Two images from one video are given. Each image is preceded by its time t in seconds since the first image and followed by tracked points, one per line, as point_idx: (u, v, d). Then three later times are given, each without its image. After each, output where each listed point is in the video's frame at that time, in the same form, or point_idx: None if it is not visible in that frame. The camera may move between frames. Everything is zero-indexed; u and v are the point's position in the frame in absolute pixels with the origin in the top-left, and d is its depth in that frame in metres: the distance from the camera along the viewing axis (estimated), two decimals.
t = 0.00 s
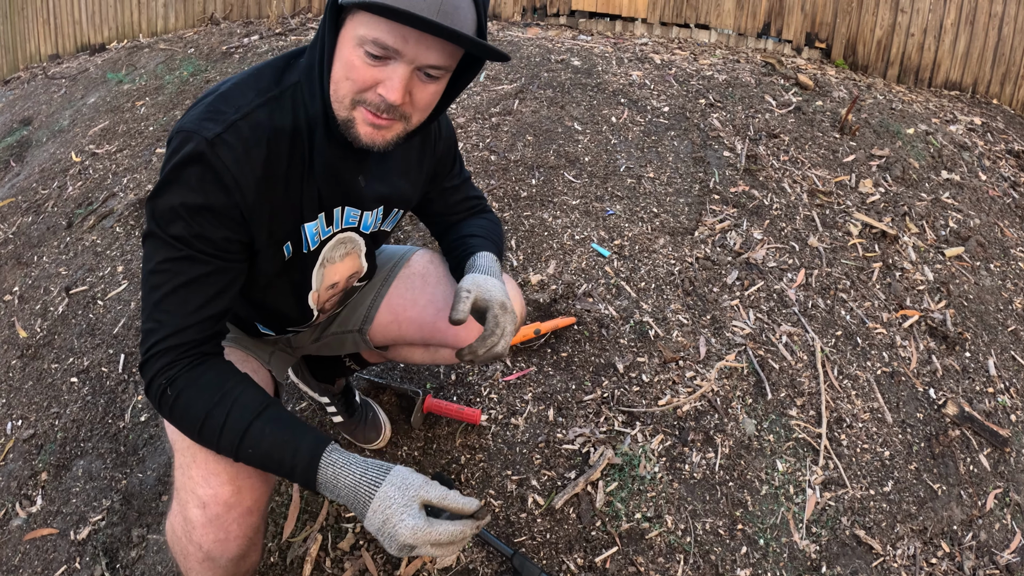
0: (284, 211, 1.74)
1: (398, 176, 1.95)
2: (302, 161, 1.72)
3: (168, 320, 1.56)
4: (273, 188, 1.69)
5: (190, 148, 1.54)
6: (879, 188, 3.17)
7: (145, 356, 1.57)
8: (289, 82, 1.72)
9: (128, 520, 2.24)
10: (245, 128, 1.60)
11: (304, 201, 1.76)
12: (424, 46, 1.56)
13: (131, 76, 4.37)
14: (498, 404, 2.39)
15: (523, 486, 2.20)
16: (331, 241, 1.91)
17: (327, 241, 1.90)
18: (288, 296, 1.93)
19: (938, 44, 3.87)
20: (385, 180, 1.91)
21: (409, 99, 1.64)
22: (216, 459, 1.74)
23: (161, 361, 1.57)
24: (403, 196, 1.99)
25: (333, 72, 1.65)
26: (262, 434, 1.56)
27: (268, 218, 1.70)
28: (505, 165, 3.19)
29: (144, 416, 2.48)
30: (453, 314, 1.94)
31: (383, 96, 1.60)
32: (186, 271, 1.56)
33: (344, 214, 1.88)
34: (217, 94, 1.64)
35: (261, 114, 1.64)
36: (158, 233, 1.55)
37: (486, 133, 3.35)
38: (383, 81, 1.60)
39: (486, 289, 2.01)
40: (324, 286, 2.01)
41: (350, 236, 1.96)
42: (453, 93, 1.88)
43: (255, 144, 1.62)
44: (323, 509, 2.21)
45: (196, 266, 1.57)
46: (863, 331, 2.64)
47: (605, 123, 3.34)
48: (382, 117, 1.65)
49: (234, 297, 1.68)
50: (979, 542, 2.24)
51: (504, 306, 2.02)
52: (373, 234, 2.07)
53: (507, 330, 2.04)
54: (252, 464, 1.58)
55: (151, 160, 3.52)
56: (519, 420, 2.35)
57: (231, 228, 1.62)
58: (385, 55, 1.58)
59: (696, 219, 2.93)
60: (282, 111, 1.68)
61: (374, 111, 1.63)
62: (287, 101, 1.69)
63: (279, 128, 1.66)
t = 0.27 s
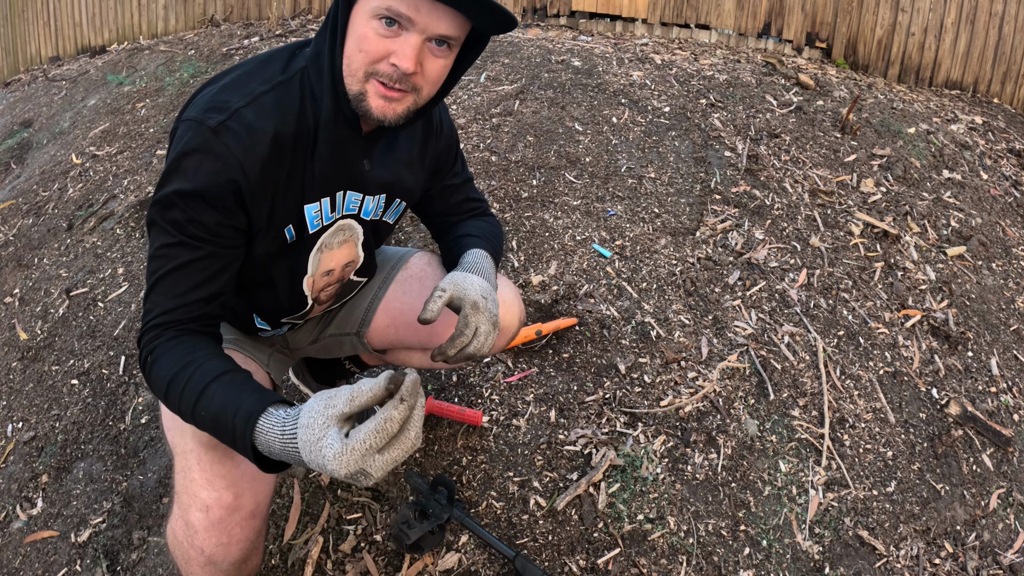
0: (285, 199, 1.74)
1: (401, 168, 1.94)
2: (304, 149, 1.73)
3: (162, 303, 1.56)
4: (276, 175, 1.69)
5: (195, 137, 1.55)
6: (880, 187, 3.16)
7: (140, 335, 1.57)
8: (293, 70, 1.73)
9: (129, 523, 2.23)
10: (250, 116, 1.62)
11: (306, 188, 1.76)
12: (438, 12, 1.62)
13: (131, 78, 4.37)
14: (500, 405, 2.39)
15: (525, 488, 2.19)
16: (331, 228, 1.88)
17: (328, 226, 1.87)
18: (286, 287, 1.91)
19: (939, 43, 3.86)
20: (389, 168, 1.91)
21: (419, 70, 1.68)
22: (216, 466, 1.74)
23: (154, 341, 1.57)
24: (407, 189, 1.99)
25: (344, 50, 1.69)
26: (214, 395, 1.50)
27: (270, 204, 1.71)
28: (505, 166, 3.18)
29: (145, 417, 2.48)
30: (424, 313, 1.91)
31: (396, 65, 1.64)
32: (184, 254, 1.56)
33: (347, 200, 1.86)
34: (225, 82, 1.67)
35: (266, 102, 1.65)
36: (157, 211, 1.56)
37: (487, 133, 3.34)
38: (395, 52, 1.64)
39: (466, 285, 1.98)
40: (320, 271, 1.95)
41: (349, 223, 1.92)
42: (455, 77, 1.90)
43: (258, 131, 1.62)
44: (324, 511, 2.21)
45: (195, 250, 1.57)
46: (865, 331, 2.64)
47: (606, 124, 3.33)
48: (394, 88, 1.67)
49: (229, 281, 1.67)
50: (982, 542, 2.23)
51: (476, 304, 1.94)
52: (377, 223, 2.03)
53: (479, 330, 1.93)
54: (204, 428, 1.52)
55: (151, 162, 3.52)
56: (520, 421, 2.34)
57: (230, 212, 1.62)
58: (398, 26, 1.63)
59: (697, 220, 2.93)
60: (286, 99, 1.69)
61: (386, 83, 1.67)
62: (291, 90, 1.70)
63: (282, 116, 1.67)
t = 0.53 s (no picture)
0: (278, 210, 1.74)
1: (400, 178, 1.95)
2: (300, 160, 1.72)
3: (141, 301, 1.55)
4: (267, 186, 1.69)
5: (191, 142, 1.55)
6: (881, 188, 3.16)
7: (113, 326, 1.55)
8: (293, 79, 1.72)
9: (131, 526, 2.23)
10: (246, 125, 1.61)
11: (298, 199, 1.76)
12: (443, 43, 1.60)
13: (132, 81, 4.37)
14: (502, 408, 2.39)
15: (527, 490, 2.20)
16: (332, 241, 1.89)
17: (328, 239, 1.88)
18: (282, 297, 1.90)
19: (939, 43, 3.86)
20: (387, 181, 1.92)
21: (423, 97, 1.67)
22: (213, 468, 1.72)
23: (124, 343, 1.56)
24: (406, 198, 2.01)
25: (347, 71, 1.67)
26: (236, 402, 1.59)
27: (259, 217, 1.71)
28: (506, 167, 3.18)
29: (147, 421, 2.48)
30: (416, 320, 1.90)
31: (400, 92, 1.63)
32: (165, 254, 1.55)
33: (348, 212, 1.87)
34: (223, 89, 1.66)
35: (263, 111, 1.64)
36: (146, 211, 1.54)
37: (488, 135, 3.34)
38: (400, 79, 1.63)
39: (458, 289, 1.98)
40: (320, 283, 1.96)
41: (351, 237, 1.94)
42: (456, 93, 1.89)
43: (254, 141, 1.61)
44: (326, 514, 2.21)
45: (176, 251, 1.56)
46: (866, 332, 2.63)
47: (607, 125, 3.33)
48: (398, 114, 1.68)
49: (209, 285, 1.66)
50: (984, 543, 2.23)
51: (469, 308, 1.96)
52: (378, 237, 2.06)
53: (472, 333, 1.96)
54: (218, 436, 1.59)
55: (153, 164, 3.52)
56: (522, 424, 2.34)
57: (221, 220, 1.61)
58: (404, 53, 1.61)
59: (698, 221, 2.92)
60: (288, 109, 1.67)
61: (390, 109, 1.67)
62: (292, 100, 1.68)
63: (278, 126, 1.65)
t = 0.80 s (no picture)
0: (274, 269, 1.77)
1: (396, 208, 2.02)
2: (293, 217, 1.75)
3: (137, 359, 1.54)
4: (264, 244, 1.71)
5: (183, 205, 1.54)
6: (883, 187, 3.15)
7: (108, 393, 1.55)
8: (282, 130, 1.71)
9: (131, 527, 2.23)
10: (238, 184, 1.60)
11: (294, 254, 1.79)
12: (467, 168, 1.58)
13: (133, 81, 4.37)
14: (503, 408, 2.38)
15: (529, 491, 2.19)
16: (345, 294, 2.01)
17: (342, 292, 1.99)
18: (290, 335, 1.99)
19: (941, 41, 3.86)
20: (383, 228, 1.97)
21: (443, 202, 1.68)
22: (212, 467, 1.74)
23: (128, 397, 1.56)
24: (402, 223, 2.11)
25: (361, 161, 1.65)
26: (251, 387, 1.66)
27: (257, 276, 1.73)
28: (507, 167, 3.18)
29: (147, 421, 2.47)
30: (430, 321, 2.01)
31: (421, 203, 1.64)
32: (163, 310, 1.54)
33: (361, 268, 2.00)
34: (211, 142, 1.64)
35: (255, 167, 1.64)
36: (136, 270, 1.52)
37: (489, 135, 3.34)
38: (422, 190, 1.63)
39: (462, 285, 2.08)
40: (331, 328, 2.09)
41: (363, 287, 2.05)
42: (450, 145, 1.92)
43: (246, 200, 1.63)
44: (327, 514, 2.20)
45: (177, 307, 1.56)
46: (868, 331, 2.63)
47: (608, 124, 3.33)
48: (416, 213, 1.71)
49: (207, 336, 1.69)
50: (987, 543, 2.22)
51: (484, 295, 2.08)
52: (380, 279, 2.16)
53: (490, 318, 2.09)
54: (249, 421, 1.67)
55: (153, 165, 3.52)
56: (523, 424, 2.33)
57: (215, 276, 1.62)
58: (426, 170, 1.59)
59: (700, 221, 2.92)
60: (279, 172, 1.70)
61: (408, 210, 1.68)
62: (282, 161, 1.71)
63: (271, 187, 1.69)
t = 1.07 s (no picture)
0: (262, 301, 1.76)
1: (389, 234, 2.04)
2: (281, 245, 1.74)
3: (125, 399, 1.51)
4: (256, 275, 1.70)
5: (166, 245, 1.51)
6: (885, 186, 3.14)
7: (81, 429, 1.51)
8: (271, 163, 1.69)
9: (133, 527, 2.23)
10: (226, 224, 1.59)
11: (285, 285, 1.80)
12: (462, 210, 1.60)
13: (134, 82, 4.37)
14: (504, 408, 2.37)
15: (530, 491, 2.19)
16: (338, 314, 2.00)
17: (335, 312, 1.98)
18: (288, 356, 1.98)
19: (942, 40, 3.85)
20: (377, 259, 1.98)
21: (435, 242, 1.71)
22: (225, 478, 1.73)
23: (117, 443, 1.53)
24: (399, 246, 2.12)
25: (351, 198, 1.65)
26: (230, 402, 1.60)
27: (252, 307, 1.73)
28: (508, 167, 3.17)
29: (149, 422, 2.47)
30: (415, 335, 2.07)
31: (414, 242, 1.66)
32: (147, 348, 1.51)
33: (356, 290, 2.00)
34: (197, 177, 1.60)
35: (243, 204, 1.62)
36: (117, 306, 1.48)
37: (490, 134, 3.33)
38: (415, 230, 1.65)
39: (448, 297, 2.11)
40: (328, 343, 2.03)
41: (360, 306, 2.02)
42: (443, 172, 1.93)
43: (235, 242, 1.61)
44: (329, 514, 2.20)
45: (162, 344, 1.52)
46: (871, 330, 2.62)
47: (609, 124, 3.32)
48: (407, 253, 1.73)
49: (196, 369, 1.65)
50: (990, 543, 2.21)
51: (470, 310, 2.11)
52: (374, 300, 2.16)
53: (471, 333, 2.13)
54: (231, 439, 1.60)
55: (154, 165, 3.52)
56: (525, 424, 2.33)
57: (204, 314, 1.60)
58: (418, 210, 1.61)
59: (701, 220, 2.91)
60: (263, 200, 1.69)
61: (399, 250, 1.71)
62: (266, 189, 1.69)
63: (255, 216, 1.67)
